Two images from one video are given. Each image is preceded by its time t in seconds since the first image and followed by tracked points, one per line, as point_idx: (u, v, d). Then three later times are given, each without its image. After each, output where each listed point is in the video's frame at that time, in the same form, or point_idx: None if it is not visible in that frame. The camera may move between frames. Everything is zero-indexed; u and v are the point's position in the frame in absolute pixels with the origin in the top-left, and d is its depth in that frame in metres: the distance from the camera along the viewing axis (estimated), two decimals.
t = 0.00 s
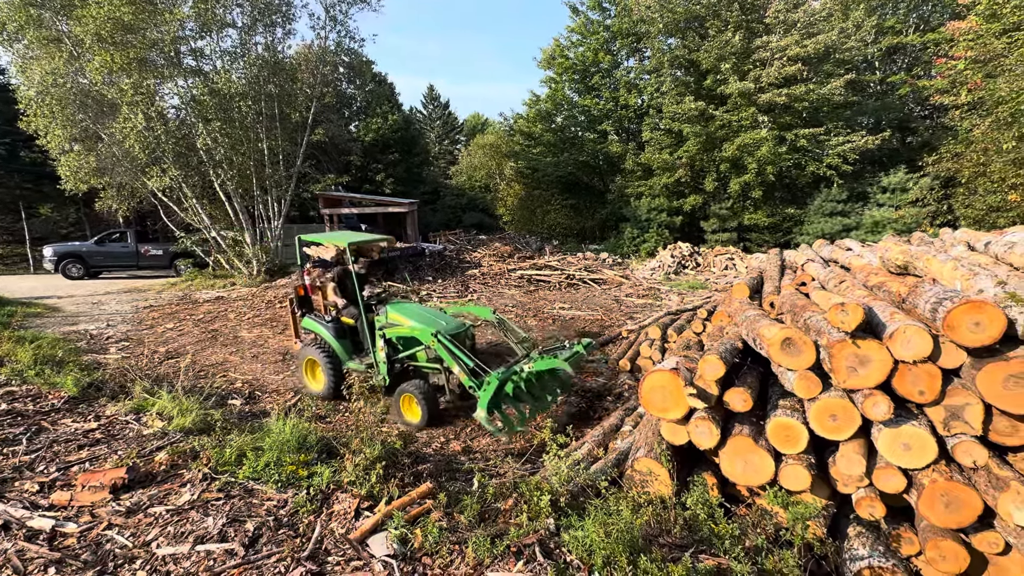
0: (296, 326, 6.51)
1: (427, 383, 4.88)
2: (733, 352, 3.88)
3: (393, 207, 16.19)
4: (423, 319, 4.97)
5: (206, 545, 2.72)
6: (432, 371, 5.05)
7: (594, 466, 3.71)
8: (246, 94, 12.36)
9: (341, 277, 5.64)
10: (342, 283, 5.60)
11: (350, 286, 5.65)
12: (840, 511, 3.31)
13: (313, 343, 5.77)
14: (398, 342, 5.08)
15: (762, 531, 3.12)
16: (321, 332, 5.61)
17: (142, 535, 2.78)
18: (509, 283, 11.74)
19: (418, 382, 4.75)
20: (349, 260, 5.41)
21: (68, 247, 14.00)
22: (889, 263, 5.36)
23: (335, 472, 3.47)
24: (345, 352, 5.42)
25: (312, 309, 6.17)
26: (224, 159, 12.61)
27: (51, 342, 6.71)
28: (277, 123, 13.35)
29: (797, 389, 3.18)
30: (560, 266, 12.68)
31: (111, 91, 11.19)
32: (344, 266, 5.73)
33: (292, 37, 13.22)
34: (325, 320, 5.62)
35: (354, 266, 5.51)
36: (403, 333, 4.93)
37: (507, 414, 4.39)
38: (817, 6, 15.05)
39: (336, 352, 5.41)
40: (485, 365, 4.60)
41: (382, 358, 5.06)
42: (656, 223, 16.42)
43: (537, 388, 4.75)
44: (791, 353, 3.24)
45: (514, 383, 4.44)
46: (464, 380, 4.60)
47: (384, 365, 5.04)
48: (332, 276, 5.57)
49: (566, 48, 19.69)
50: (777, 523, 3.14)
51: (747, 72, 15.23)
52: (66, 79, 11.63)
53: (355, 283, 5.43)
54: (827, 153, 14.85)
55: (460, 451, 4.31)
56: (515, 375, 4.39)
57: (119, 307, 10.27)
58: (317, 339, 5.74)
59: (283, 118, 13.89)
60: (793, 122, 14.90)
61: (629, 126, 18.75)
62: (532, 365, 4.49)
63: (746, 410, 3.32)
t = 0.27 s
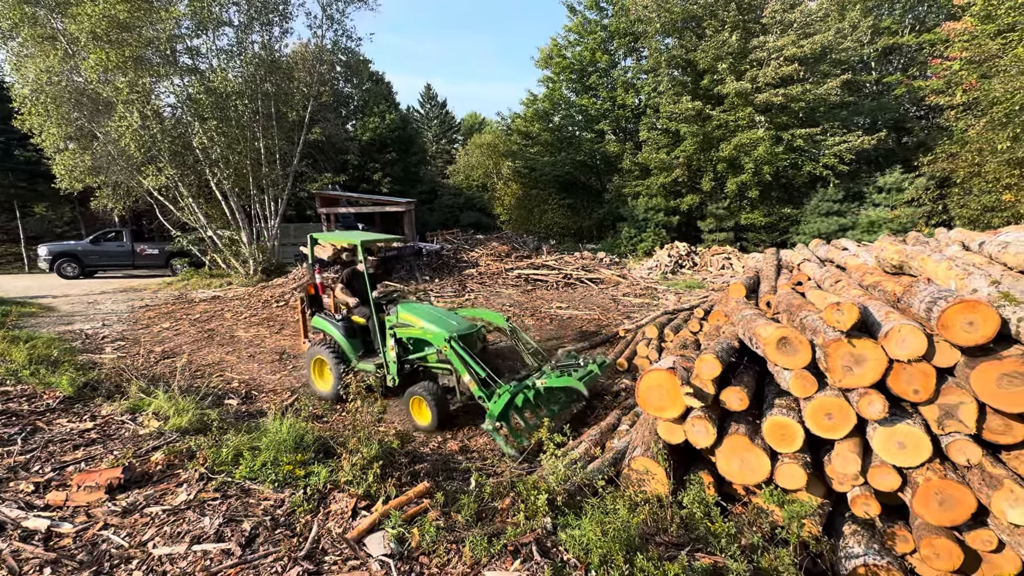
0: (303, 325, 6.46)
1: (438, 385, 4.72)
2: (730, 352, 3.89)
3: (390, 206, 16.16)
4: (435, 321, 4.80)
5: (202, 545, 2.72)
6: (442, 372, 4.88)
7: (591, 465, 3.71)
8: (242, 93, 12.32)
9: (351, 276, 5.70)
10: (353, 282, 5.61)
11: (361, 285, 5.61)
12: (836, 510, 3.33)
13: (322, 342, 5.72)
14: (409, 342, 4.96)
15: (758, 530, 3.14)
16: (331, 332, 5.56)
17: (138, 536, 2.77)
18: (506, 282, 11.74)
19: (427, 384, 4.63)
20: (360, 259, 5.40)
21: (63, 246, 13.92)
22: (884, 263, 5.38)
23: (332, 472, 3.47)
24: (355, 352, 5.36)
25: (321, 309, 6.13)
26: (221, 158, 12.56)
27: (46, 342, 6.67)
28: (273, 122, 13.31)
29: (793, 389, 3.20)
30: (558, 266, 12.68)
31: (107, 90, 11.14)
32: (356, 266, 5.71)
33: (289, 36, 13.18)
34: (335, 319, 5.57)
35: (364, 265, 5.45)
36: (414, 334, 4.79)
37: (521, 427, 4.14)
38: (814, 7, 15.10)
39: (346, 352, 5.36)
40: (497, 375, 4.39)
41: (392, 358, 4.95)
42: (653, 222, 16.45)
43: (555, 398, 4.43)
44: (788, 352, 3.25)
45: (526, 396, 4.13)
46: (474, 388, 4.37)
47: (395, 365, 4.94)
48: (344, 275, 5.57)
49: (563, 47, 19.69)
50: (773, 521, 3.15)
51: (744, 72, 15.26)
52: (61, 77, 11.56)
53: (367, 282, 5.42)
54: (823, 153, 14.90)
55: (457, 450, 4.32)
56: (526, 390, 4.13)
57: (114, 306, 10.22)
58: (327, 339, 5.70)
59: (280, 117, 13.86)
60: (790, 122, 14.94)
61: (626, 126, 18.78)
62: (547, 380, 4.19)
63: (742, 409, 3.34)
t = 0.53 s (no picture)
0: (307, 328, 6.27)
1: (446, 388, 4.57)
2: (727, 351, 3.91)
3: (387, 205, 16.12)
4: (441, 324, 4.63)
5: (199, 545, 2.71)
6: (449, 374, 4.79)
7: (588, 464, 3.72)
8: (239, 92, 12.28)
9: (356, 277, 5.48)
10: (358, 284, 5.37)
11: (365, 286, 5.38)
12: (831, 508, 3.35)
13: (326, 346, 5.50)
14: (414, 346, 4.81)
15: (754, 528, 3.15)
16: (334, 335, 5.34)
17: (134, 536, 2.77)
18: (503, 282, 11.74)
19: (435, 387, 4.45)
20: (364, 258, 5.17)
21: (58, 245, 13.84)
22: (880, 262, 5.40)
23: (330, 471, 3.47)
24: (359, 355, 5.12)
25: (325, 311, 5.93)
26: (217, 157, 12.51)
27: (42, 342, 6.63)
28: (270, 121, 13.27)
29: (789, 387, 3.22)
30: (555, 266, 12.69)
31: (102, 88, 11.09)
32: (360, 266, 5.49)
33: (286, 35, 13.15)
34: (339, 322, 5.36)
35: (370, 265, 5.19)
36: (420, 339, 4.64)
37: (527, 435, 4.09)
38: (810, 7, 15.15)
39: (350, 357, 5.13)
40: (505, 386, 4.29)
41: (398, 362, 4.79)
42: (651, 222, 16.49)
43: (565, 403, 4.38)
44: (784, 352, 3.27)
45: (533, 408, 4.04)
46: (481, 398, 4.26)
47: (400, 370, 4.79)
48: (349, 276, 5.36)
49: (561, 47, 19.69)
50: (769, 520, 3.17)
51: (741, 72, 15.30)
52: (56, 76, 11.50)
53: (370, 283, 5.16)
54: (819, 153, 14.95)
55: (455, 450, 4.32)
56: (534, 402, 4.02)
57: (110, 306, 10.17)
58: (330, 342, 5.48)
59: (277, 117, 13.82)
60: (786, 122, 14.99)
61: (623, 126, 18.80)
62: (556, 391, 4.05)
63: (738, 408, 3.35)
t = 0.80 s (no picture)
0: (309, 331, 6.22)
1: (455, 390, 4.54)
2: (724, 351, 3.92)
3: (385, 205, 16.10)
4: (450, 327, 4.59)
5: (196, 545, 2.71)
6: (458, 376, 4.77)
7: (586, 463, 3.73)
8: (235, 91, 12.23)
9: (360, 279, 5.45)
10: (362, 285, 5.33)
11: (370, 288, 5.36)
12: (827, 506, 3.36)
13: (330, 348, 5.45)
14: (423, 348, 4.80)
15: (751, 526, 3.16)
16: (339, 337, 5.30)
17: (131, 536, 2.76)
18: (501, 282, 11.74)
19: (445, 388, 4.41)
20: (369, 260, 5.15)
21: (53, 245, 13.77)
22: (875, 262, 5.43)
23: (327, 471, 3.46)
24: (366, 358, 5.11)
25: (328, 313, 5.89)
26: (213, 156, 12.47)
27: (37, 342, 6.60)
28: (267, 120, 13.22)
29: (786, 387, 3.23)
30: (552, 265, 12.69)
31: (98, 87, 11.03)
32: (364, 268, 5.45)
33: (283, 34, 13.10)
34: (344, 324, 5.34)
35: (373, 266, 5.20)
36: (430, 342, 4.64)
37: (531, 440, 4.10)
38: (806, 8, 15.19)
39: (357, 359, 5.10)
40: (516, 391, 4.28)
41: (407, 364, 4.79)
42: (648, 222, 16.53)
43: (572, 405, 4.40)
44: (781, 351, 3.27)
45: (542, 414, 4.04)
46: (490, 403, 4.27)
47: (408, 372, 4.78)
48: (353, 278, 5.30)
49: (558, 47, 19.68)
50: (766, 518, 3.18)
51: (737, 72, 15.33)
52: (51, 75, 11.43)
53: (377, 285, 5.17)
54: (816, 153, 15.00)
55: (453, 449, 4.33)
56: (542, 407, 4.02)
57: (106, 306, 10.13)
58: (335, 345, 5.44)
59: (273, 116, 13.78)
60: (783, 122, 15.03)
61: (620, 126, 18.83)
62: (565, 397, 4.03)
63: (735, 407, 3.36)
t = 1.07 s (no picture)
0: (313, 333, 6.16)
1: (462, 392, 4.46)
2: (721, 350, 3.93)
3: (382, 205, 16.08)
4: (457, 329, 4.56)
5: (192, 546, 2.70)
6: (465, 380, 4.69)
7: (584, 463, 3.73)
8: (232, 90, 12.19)
9: (362, 281, 5.37)
10: (364, 287, 5.26)
11: (374, 290, 5.29)
12: (823, 505, 3.38)
13: (334, 351, 5.41)
14: (429, 350, 4.74)
15: (748, 525, 3.17)
16: (343, 340, 5.26)
17: (126, 537, 2.75)
18: (498, 281, 11.74)
19: (453, 390, 4.33)
20: (371, 261, 5.08)
21: (48, 245, 13.70)
22: (871, 262, 5.45)
23: (324, 471, 3.45)
24: (372, 361, 5.07)
25: (332, 316, 5.84)
26: (210, 156, 12.42)
27: (32, 342, 6.56)
28: (263, 120, 13.18)
29: (782, 386, 3.24)
30: (550, 265, 12.70)
31: (93, 87, 10.98)
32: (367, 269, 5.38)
33: (279, 33, 13.06)
34: (348, 327, 5.30)
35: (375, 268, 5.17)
36: (436, 344, 4.56)
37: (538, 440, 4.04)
38: (803, 8, 15.24)
39: (362, 362, 5.06)
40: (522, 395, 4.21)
41: (414, 366, 4.72)
42: (645, 222, 16.56)
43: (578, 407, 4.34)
44: (777, 350, 3.28)
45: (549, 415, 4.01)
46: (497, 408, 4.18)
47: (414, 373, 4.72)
48: (355, 280, 5.22)
49: (555, 47, 19.67)
50: (763, 517, 3.19)
51: (734, 73, 15.36)
52: (46, 73, 11.36)
53: (379, 287, 5.10)
54: (812, 153, 15.05)
55: (450, 449, 4.32)
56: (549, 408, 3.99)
57: (101, 306, 10.08)
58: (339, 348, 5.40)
59: (270, 116, 13.75)
60: (780, 122, 15.07)
61: (618, 126, 18.85)
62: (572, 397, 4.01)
63: (732, 406, 3.38)
